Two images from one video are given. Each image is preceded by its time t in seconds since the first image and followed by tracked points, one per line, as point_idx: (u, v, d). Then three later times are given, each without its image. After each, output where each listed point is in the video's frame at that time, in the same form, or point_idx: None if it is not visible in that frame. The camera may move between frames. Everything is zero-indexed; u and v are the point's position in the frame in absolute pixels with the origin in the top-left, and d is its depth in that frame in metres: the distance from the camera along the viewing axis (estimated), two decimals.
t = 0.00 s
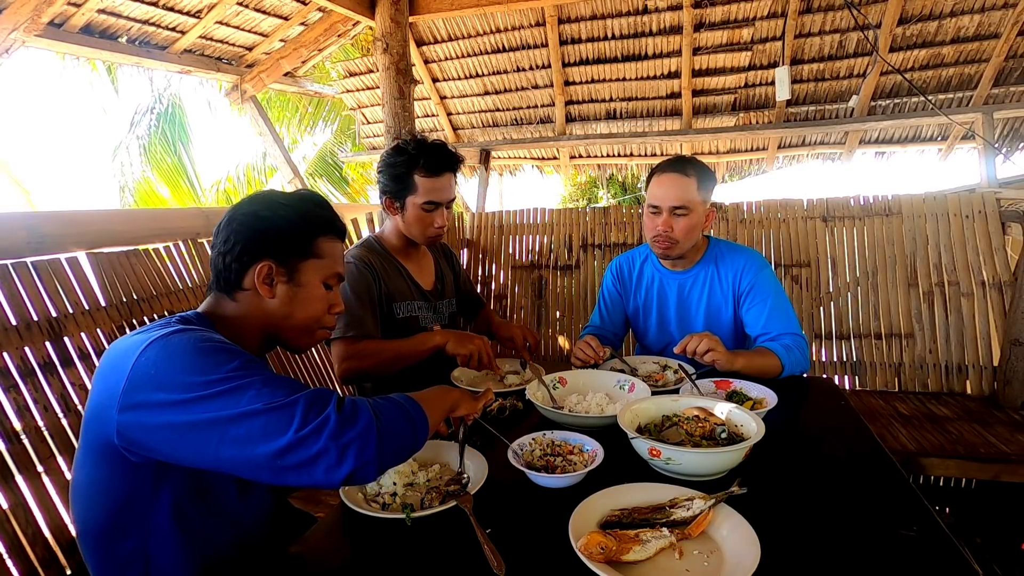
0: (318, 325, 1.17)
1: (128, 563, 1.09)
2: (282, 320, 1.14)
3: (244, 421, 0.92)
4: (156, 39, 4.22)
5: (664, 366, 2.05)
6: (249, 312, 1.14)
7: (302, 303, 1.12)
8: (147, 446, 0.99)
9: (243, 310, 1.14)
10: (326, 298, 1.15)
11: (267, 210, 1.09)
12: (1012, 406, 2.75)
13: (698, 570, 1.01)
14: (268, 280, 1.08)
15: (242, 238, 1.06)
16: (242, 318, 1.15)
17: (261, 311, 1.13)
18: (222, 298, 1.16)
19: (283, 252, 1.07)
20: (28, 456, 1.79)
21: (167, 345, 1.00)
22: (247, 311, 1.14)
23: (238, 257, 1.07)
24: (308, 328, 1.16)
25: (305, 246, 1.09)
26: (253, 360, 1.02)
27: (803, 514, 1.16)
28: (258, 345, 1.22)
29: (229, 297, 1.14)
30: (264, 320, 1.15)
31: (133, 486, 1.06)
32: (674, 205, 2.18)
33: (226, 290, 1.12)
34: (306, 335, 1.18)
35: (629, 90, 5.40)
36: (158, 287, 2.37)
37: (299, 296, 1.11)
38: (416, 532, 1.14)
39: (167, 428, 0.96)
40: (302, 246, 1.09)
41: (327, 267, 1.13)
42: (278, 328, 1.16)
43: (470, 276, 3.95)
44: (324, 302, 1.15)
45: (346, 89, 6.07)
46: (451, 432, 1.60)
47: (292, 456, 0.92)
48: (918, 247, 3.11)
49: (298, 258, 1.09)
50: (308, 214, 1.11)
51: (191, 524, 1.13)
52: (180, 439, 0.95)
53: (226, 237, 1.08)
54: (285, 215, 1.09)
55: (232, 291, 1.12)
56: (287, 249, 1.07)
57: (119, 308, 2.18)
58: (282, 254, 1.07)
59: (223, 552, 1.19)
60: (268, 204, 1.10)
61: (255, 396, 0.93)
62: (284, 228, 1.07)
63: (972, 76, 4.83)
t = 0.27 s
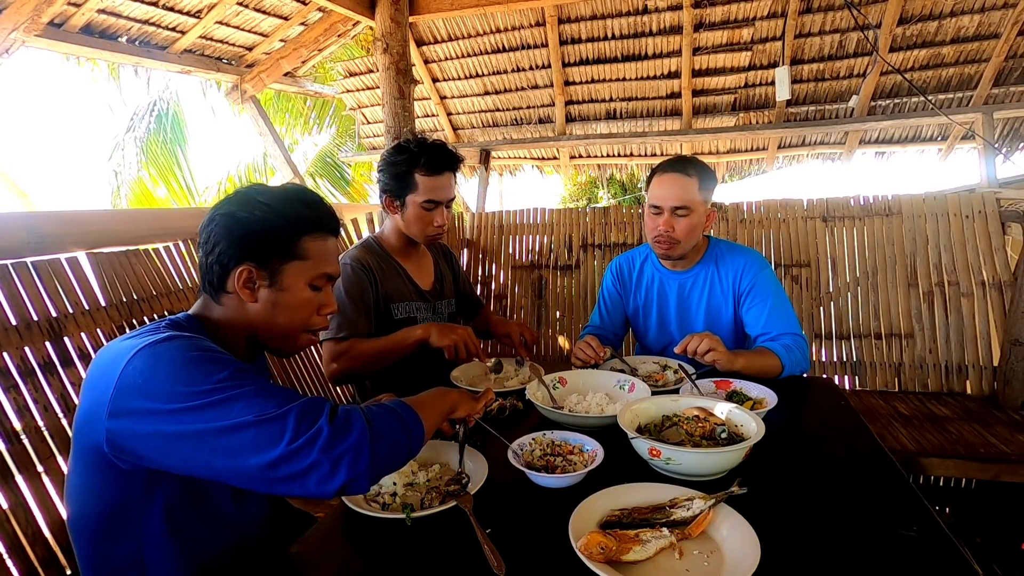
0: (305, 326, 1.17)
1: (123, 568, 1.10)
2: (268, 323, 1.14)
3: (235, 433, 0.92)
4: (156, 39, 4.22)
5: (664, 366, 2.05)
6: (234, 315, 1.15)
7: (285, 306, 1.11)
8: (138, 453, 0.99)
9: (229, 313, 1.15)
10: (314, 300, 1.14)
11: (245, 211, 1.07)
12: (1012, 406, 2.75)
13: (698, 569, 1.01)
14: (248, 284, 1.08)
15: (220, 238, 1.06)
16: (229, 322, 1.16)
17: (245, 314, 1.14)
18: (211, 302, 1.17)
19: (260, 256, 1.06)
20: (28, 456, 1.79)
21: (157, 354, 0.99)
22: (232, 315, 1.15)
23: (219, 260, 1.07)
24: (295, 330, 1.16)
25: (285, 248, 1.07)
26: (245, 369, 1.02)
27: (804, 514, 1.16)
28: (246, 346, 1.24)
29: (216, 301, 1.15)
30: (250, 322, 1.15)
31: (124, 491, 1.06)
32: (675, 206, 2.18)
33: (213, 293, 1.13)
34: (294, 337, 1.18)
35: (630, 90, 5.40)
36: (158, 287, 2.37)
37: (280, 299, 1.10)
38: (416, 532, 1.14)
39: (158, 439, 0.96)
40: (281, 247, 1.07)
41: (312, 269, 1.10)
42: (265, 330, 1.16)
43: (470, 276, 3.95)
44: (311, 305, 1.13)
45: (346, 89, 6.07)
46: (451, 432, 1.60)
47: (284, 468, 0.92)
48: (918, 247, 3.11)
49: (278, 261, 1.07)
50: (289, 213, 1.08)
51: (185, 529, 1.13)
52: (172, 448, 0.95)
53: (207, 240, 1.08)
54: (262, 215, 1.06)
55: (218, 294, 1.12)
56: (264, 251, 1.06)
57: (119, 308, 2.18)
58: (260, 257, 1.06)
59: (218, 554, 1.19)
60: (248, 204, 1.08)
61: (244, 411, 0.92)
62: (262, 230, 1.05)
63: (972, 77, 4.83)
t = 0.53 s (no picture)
0: (303, 330, 1.17)
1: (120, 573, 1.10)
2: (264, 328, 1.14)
3: (216, 457, 0.90)
4: (156, 39, 4.22)
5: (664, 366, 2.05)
6: (230, 321, 1.15)
7: (281, 311, 1.12)
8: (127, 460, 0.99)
9: (225, 318, 1.15)
10: (311, 304, 1.14)
11: (236, 216, 1.05)
12: (1012, 406, 2.75)
13: (698, 569, 1.01)
14: (242, 289, 1.07)
15: (213, 242, 1.05)
16: (224, 327, 1.16)
17: (241, 319, 1.14)
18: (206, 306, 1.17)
19: (254, 262, 1.05)
20: (28, 456, 1.79)
21: (146, 364, 0.97)
22: (228, 320, 1.15)
23: (212, 265, 1.07)
24: (291, 334, 1.17)
25: (279, 254, 1.06)
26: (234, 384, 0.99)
27: (804, 514, 1.16)
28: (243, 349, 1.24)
29: (211, 305, 1.15)
30: (246, 327, 1.15)
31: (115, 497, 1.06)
32: (676, 207, 2.18)
33: (208, 297, 1.13)
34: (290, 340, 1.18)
35: (630, 90, 5.40)
36: (158, 287, 2.37)
37: (276, 304, 1.11)
38: (416, 532, 1.14)
39: (144, 452, 0.95)
40: (275, 253, 1.06)
41: (307, 274, 1.10)
42: (261, 335, 1.16)
43: (470, 276, 3.95)
44: (308, 309, 1.14)
45: (346, 89, 6.07)
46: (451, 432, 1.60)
47: (262, 495, 0.91)
48: (918, 247, 3.11)
49: (272, 267, 1.07)
50: (281, 217, 1.06)
51: (179, 537, 1.12)
52: (156, 462, 0.95)
53: (200, 244, 1.08)
54: (254, 220, 1.05)
55: (213, 298, 1.12)
56: (258, 257, 1.05)
57: (119, 308, 2.18)
58: (254, 263, 1.05)
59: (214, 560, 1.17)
60: (240, 208, 1.06)
61: (221, 435, 0.91)
62: (254, 236, 1.04)
63: (972, 76, 4.83)
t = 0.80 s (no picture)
0: (308, 330, 1.16)
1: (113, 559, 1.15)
2: (269, 329, 1.13)
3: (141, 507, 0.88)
4: (156, 39, 4.22)
5: (664, 366, 2.05)
6: (235, 323, 1.14)
7: (287, 311, 1.11)
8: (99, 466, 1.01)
9: (229, 320, 1.14)
10: (316, 304, 1.14)
11: (243, 214, 1.06)
12: (1012, 406, 2.75)
13: (698, 569, 1.01)
14: (249, 289, 1.07)
15: (220, 241, 1.05)
16: (228, 330, 1.15)
17: (246, 319, 1.13)
18: (209, 307, 1.17)
19: (261, 260, 1.05)
20: (28, 456, 1.79)
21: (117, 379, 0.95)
22: (232, 322, 1.14)
23: (218, 265, 1.06)
24: (296, 336, 1.16)
25: (286, 252, 1.07)
26: (190, 420, 0.94)
27: (803, 514, 1.16)
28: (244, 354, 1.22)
29: (216, 306, 1.14)
30: (250, 329, 1.15)
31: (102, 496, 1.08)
32: (678, 208, 2.17)
33: (212, 297, 1.12)
34: (296, 343, 1.18)
35: (630, 90, 5.40)
36: (158, 287, 2.37)
37: (282, 304, 1.10)
38: (416, 532, 1.13)
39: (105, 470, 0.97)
40: (282, 251, 1.06)
41: (312, 274, 1.11)
42: (265, 338, 1.15)
43: (470, 276, 3.95)
44: (313, 309, 1.13)
45: (346, 89, 6.07)
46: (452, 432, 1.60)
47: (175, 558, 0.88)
48: (918, 247, 3.11)
49: (279, 266, 1.07)
50: (289, 215, 1.08)
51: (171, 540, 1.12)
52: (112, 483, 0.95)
53: (207, 244, 1.08)
54: (262, 220, 1.06)
55: (219, 298, 1.11)
56: (265, 256, 1.05)
57: (119, 308, 2.18)
58: (261, 262, 1.05)
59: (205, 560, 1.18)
60: (247, 207, 1.07)
61: (157, 485, 0.88)
62: (262, 236, 1.05)
63: (972, 76, 4.83)
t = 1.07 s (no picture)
0: (304, 331, 1.16)
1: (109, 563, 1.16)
2: (263, 330, 1.13)
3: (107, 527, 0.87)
4: (156, 39, 4.22)
5: (664, 366, 2.05)
6: (229, 324, 1.14)
7: (280, 312, 1.11)
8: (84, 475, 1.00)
9: (223, 321, 1.14)
10: (312, 303, 1.13)
11: (236, 213, 1.05)
12: (1012, 406, 2.75)
13: (698, 569, 1.01)
14: (242, 289, 1.07)
15: (213, 239, 1.05)
16: (223, 331, 1.16)
17: (240, 320, 1.13)
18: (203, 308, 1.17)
19: (254, 259, 1.05)
20: (28, 456, 1.79)
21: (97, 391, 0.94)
22: (226, 323, 1.14)
23: (211, 264, 1.06)
24: (291, 337, 1.16)
25: (280, 252, 1.06)
26: (165, 437, 0.92)
27: (804, 514, 1.16)
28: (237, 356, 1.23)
29: (211, 308, 1.14)
30: (244, 329, 1.15)
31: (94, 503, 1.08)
32: (680, 208, 2.17)
33: (206, 297, 1.12)
34: (293, 344, 1.18)
35: (630, 90, 5.40)
36: (158, 287, 2.37)
37: (276, 304, 1.10)
38: (416, 533, 1.13)
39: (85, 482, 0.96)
40: (276, 251, 1.06)
41: (306, 273, 1.10)
42: (260, 338, 1.15)
43: (470, 276, 3.95)
44: (308, 309, 1.13)
45: (346, 89, 6.07)
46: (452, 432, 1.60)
47: None
48: (918, 247, 3.11)
49: (273, 264, 1.07)
50: (283, 214, 1.07)
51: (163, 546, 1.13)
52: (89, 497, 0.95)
53: (201, 242, 1.07)
54: (254, 218, 1.05)
55: (213, 299, 1.11)
56: (258, 255, 1.05)
57: (119, 308, 2.18)
58: (255, 260, 1.05)
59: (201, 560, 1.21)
60: (241, 205, 1.06)
61: (120, 507, 0.85)
62: (255, 235, 1.04)
63: (972, 77, 4.83)
